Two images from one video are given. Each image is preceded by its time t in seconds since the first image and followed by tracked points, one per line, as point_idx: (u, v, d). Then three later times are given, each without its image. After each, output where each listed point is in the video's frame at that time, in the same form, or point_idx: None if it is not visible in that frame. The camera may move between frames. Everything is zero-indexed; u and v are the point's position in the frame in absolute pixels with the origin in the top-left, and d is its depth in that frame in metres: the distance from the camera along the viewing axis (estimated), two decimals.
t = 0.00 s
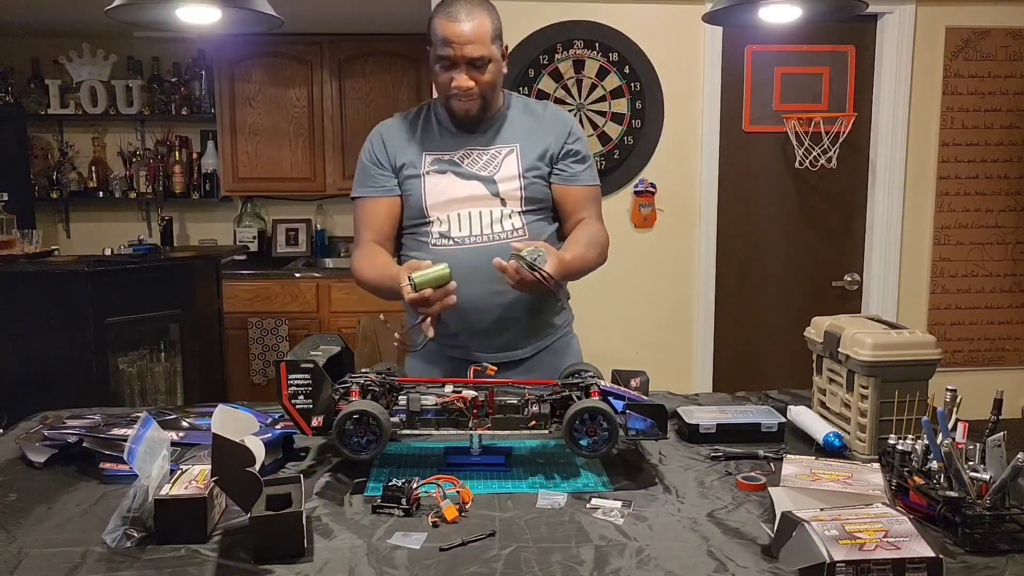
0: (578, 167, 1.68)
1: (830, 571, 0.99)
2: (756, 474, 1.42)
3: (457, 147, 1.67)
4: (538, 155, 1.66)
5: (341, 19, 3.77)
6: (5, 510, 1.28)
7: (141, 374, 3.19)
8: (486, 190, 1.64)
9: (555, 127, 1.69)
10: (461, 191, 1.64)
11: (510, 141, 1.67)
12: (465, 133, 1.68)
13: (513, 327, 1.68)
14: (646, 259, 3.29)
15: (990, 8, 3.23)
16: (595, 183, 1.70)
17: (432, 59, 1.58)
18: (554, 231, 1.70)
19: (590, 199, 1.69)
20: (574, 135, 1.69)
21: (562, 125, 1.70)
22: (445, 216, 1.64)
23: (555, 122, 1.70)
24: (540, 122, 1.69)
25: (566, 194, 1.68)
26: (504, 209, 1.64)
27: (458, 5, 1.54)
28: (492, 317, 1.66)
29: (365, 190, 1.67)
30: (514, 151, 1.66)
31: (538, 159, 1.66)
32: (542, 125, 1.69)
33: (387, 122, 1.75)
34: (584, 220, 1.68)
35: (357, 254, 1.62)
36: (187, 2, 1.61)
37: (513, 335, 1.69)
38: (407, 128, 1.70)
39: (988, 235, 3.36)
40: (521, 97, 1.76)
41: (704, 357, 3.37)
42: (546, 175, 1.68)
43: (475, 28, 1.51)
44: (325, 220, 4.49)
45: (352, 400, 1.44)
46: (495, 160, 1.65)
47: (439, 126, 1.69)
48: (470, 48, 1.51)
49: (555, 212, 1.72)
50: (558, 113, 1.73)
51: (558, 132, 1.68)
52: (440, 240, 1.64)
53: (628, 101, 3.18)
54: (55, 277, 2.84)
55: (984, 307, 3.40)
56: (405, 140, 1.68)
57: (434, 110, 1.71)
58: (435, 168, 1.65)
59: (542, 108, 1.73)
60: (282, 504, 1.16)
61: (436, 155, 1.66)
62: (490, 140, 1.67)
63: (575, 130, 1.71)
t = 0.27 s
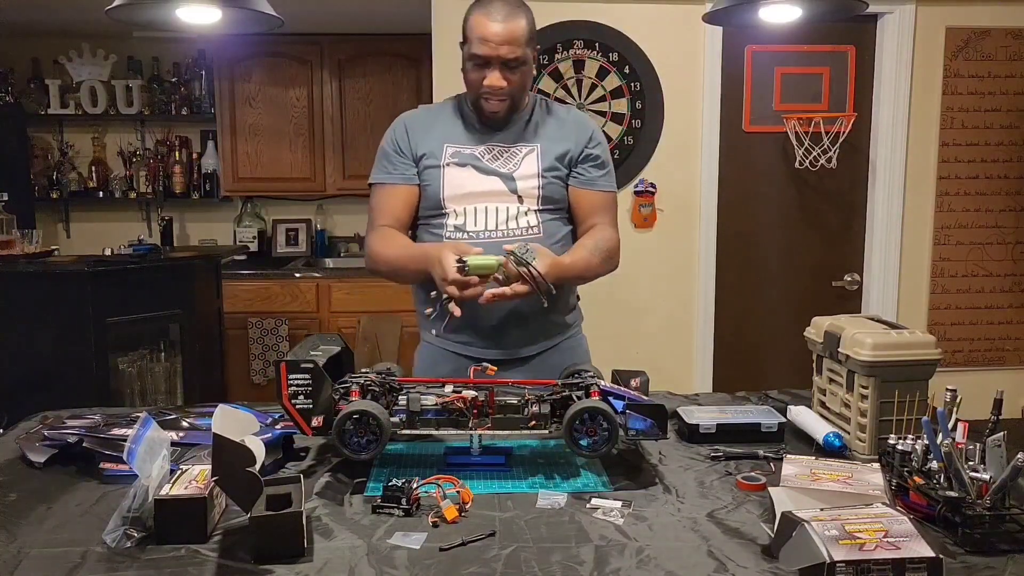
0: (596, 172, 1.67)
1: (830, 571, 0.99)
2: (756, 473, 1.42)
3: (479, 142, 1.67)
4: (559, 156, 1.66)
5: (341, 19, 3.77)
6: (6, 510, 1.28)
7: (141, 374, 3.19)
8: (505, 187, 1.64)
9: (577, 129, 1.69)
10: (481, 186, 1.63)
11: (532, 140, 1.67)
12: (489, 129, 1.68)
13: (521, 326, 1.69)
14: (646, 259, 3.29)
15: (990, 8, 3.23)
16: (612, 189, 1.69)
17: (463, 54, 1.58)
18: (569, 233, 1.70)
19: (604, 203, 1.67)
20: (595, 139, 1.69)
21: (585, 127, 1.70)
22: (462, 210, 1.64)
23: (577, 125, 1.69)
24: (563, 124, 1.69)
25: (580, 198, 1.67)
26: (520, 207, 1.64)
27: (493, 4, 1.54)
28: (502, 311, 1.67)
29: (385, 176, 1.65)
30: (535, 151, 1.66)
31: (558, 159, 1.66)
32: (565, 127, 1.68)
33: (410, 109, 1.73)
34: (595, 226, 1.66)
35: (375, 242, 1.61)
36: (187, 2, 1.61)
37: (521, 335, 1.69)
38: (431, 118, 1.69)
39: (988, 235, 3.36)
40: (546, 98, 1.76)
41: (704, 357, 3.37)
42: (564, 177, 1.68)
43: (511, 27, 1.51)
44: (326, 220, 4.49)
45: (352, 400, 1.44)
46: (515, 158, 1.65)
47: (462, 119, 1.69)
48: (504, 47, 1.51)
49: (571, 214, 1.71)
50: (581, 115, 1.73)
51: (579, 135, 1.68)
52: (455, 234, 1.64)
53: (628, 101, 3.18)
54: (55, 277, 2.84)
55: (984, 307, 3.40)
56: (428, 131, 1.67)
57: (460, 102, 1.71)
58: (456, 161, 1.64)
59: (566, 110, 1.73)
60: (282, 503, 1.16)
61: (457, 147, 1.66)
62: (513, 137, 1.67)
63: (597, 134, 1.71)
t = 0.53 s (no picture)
0: (607, 174, 1.67)
1: (830, 572, 0.99)
2: (756, 473, 1.42)
3: (493, 140, 1.67)
4: (570, 157, 1.66)
5: (340, 19, 3.77)
6: (6, 510, 1.28)
7: (140, 374, 3.19)
8: (516, 185, 1.63)
9: (590, 131, 1.69)
10: (493, 184, 1.63)
11: (545, 140, 1.67)
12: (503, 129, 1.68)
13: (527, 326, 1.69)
14: (647, 258, 3.29)
15: (990, 8, 3.23)
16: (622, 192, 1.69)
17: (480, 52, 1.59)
18: (578, 234, 1.70)
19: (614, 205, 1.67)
20: (607, 141, 1.69)
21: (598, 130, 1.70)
22: (472, 208, 1.64)
23: (590, 127, 1.70)
24: (577, 127, 1.70)
25: (589, 199, 1.67)
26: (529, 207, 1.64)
27: (510, 2, 1.55)
28: (511, 311, 1.67)
29: (398, 171, 1.66)
30: (547, 151, 1.66)
31: (570, 160, 1.66)
32: (578, 129, 1.69)
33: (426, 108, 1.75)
34: (604, 228, 1.65)
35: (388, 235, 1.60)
36: (188, 2, 1.61)
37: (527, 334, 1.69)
38: (446, 116, 1.70)
39: (988, 235, 3.36)
40: (560, 101, 1.76)
41: (704, 357, 3.37)
42: (575, 178, 1.68)
43: (528, 25, 1.52)
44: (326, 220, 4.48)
45: (352, 400, 1.44)
46: (527, 158, 1.65)
47: (477, 118, 1.69)
48: (521, 45, 1.52)
49: (581, 216, 1.71)
50: (595, 119, 1.73)
51: (592, 138, 1.68)
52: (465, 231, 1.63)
53: (628, 101, 3.19)
54: (54, 277, 2.84)
55: (983, 307, 3.40)
56: (442, 127, 1.68)
57: (475, 102, 1.72)
58: (468, 159, 1.65)
59: (580, 113, 1.73)
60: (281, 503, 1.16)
61: (470, 145, 1.66)
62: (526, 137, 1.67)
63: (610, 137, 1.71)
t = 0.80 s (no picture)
0: (611, 173, 1.67)
1: (830, 572, 0.99)
2: (756, 473, 1.42)
3: (496, 140, 1.67)
4: (573, 156, 1.66)
5: (340, 19, 3.77)
6: (5, 510, 1.28)
7: (140, 374, 3.19)
8: (520, 185, 1.63)
9: (593, 129, 1.69)
10: (496, 185, 1.63)
11: (548, 139, 1.67)
12: (506, 128, 1.68)
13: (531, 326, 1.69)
14: (647, 258, 3.29)
15: (990, 8, 3.23)
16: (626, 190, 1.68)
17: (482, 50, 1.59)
18: (583, 233, 1.69)
19: (618, 203, 1.67)
20: (610, 139, 1.69)
21: (601, 128, 1.70)
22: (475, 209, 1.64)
23: (593, 125, 1.70)
24: (580, 125, 1.70)
25: (593, 198, 1.67)
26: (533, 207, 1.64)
27: None
28: (514, 312, 1.67)
29: (401, 173, 1.66)
30: (550, 150, 1.66)
31: (573, 159, 1.66)
32: (581, 128, 1.69)
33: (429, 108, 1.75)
34: (608, 226, 1.65)
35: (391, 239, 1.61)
36: (188, 2, 1.61)
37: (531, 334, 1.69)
38: (448, 117, 1.70)
39: (988, 235, 3.36)
40: (563, 100, 1.76)
41: (704, 357, 3.37)
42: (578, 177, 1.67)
43: (531, 22, 1.52)
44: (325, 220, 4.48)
45: (352, 400, 1.44)
46: (530, 157, 1.65)
47: (480, 118, 1.69)
48: (523, 42, 1.52)
49: (585, 216, 1.71)
50: (598, 117, 1.73)
51: (596, 136, 1.68)
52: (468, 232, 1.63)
53: (628, 101, 3.19)
54: (54, 277, 2.84)
55: (983, 307, 3.40)
56: (444, 128, 1.68)
57: (478, 102, 1.72)
58: (471, 160, 1.65)
59: (583, 111, 1.73)
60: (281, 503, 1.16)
61: (473, 146, 1.66)
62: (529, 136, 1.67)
63: (614, 135, 1.71)
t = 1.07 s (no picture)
0: (609, 169, 1.67)
1: (830, 572, 0.99)
2: (756, 473, 1.42)
3: (492, 142, 1.67)
4: (570, 154, 1.66)
5: (340, 19, 3.77)
6: (5, 510, 1.28)
7: (140, 374, 3.19)
8: (518, 185, 1.64)
9: (589, 126, 1.69)
10: (494, 186, 1.63)
11: (544, 138, 1.67)
12: (501, 129, 1.68)
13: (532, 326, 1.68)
14: (647, 259, 3.29)
15: (990, 8, 3.23)
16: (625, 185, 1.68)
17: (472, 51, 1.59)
18: (584, 231, 1.69)
19: (617, 200, 1.66)
20: (607, 134, 1.68)
21: (597, 124, 1.69)
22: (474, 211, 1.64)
23: (589, 122, 1.69)
24: (575, 122, 1.69)
25: (592, 195, 1.66)
26: (532, 206, 1.63)
27: None
28: (515, 312, 1.68)
29: (400, 180, 1.67)
30: (547, 149, 1.66)
31: (570, 157, 1.65)
32: (577, 125, 1.69)
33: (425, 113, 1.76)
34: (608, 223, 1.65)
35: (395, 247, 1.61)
36: (188, 2, 1.61)
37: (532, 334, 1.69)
38: (444, 121, 1.71)
39: (988, 235, 3.36)
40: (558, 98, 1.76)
41: (704, 357, 3.37)
42: (576, 175, 1.67)
43: (518, 20, 1.52)
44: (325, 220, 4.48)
45: (352, 400, 1.44)
46: (527, 157, 1.65)
47: (475, 120, 1.70)
48: (511, 41, 1.52)
49: (585, 214, 1.70)
50: (593, 113, 1.73)
51: (592, 132, 1.68)
52: (467, 234, 1.63)
53: (628, 101, 3.19)
54: (54, 277, 2.84)
55: (984, 307, 3.40)
56: (441, 132, 1.69)
57: (472, 105, 1.72)
58: (468, 162, 1.65)
59: (578, 108, 1.73)
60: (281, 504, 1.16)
61: (470, 148, 1.66)
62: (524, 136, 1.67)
63: (610, 130, 1.70)
